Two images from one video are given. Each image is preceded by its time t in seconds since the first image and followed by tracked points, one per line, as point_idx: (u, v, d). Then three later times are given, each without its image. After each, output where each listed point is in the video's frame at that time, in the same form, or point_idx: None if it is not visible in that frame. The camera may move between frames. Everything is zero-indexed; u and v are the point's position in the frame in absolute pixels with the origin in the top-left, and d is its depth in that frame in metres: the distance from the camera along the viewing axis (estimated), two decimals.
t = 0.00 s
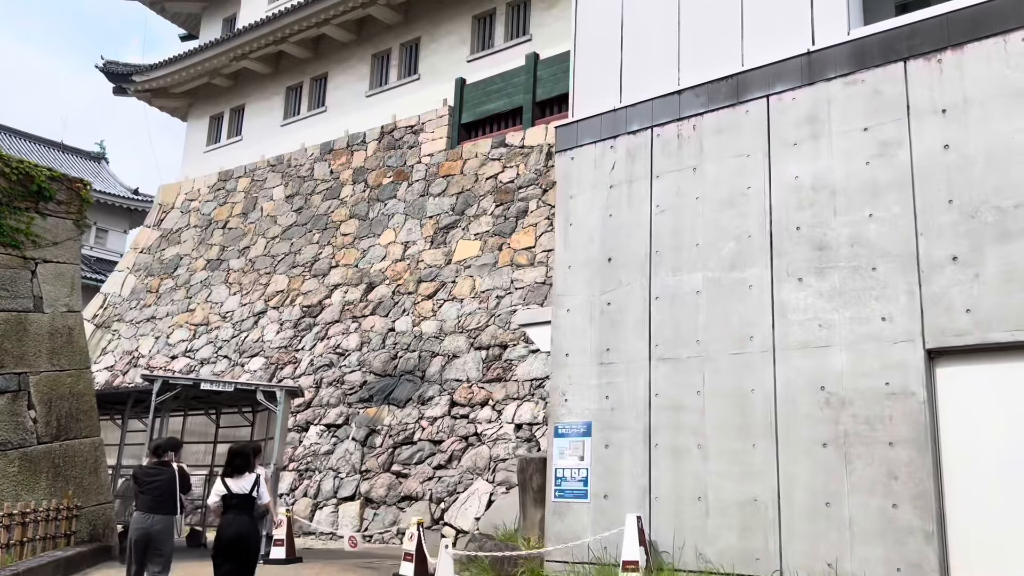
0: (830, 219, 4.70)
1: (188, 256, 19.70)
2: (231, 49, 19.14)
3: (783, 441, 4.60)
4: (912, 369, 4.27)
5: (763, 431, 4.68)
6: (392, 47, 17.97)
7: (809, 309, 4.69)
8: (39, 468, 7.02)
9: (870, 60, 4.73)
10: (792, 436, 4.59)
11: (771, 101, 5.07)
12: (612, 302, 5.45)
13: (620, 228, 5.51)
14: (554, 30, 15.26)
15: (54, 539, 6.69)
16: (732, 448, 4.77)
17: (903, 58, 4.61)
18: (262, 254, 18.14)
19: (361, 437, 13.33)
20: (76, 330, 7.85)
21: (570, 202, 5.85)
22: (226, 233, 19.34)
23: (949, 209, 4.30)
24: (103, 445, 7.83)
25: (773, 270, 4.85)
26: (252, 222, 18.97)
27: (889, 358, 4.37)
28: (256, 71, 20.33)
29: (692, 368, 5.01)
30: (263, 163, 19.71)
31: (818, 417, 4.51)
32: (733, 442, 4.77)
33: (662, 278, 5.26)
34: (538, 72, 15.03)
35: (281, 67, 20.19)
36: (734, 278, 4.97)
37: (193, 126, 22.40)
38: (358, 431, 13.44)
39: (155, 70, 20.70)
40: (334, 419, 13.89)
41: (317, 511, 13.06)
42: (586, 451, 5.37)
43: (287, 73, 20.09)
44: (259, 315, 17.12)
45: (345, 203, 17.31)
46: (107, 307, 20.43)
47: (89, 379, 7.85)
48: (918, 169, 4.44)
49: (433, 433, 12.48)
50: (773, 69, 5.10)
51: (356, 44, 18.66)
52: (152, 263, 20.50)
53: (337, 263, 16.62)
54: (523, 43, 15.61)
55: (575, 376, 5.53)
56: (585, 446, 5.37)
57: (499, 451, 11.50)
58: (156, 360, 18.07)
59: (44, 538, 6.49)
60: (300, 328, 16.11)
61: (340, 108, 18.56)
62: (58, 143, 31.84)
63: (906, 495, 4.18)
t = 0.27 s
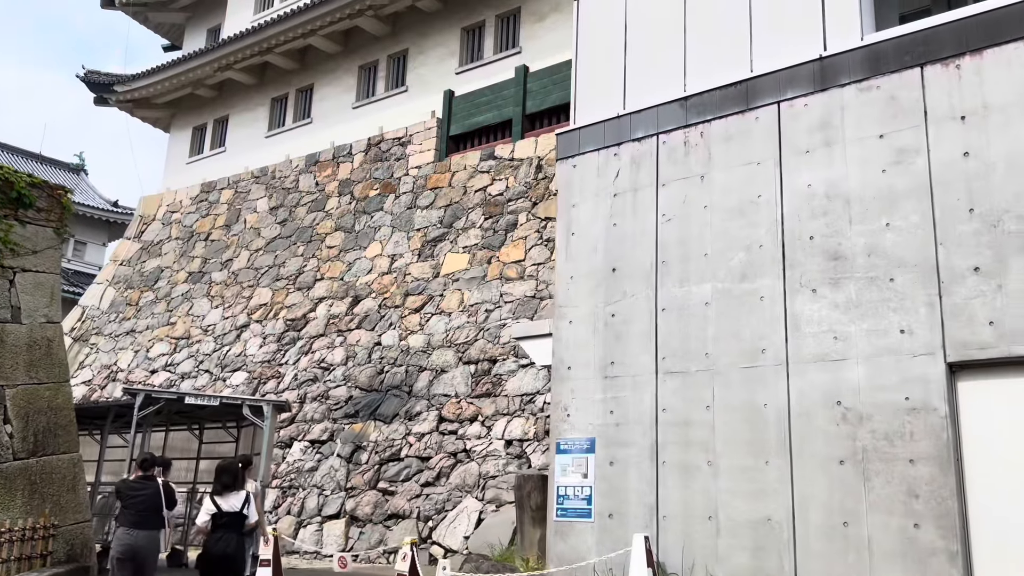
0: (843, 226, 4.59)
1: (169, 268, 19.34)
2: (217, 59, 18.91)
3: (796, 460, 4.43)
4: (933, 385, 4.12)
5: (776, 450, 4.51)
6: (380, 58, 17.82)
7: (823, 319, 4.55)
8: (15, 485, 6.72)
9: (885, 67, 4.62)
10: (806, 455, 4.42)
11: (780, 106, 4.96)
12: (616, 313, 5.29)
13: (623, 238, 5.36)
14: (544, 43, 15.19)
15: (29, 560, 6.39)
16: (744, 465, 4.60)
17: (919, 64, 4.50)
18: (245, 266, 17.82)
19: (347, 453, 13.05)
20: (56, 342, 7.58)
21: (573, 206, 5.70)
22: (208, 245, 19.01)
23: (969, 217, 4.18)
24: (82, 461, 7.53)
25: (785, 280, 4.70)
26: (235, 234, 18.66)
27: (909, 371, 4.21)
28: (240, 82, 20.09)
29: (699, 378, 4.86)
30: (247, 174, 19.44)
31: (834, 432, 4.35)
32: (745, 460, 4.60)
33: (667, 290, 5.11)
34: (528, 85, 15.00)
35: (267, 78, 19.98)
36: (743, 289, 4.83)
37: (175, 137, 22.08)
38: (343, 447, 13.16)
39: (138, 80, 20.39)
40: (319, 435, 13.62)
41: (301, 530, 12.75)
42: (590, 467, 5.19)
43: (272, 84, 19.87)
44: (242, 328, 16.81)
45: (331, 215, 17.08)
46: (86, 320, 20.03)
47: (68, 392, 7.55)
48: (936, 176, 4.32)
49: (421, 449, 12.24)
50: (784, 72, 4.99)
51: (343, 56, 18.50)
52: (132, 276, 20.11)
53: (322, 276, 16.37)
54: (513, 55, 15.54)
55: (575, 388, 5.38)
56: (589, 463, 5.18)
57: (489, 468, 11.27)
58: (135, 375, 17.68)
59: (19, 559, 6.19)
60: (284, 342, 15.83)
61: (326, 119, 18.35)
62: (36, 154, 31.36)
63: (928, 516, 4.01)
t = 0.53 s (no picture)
0: (865, 257, 5.02)
1: (152, 281, 19.00)
2: (202, 69, 18.65)
3: (816, 477, 4.87)
4: (959, 402, 4.51)
5: (795, 471, 4.96)
6: (369, 69, 17.64)
7: (843, 334, 5.02)
8: None
9: (904, 72, 5.12)
10: (826, 474, 4.85)
11: (796, 113, 5.53)
12: (624, 325, 5.92)
13: (631, 251, 6.01)
14: (535, 55, 15.09)
15: None
16: (761, 485, 5.07)
17: (942, 69, 4.97)
18: (230, 279, 17.51)
19: (334, 470, 12.76)
20: (38, 356, 7.23)
21: (581, 222, 6.40)
22: (192, 257, 18.68)
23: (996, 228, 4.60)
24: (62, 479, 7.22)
25: (803, 293, 5.23)
26: (220, 247, 18.34)
27: (935, 387, 4.60)
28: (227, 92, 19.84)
29: (716, 399, 5.38)
30: (233, 186, 19.12)
31: (855, 449, 4.77)
32: (764, 479, 5.07)
33: (678, 301, 5.73)
34: (519, 97, 14.91)
35: (254, 89, 19.75)
36: (765, 307, 5.33)
37: (160, 149, 21.76)
38: (330, 464, 12.87)
39: (122, 90, 20.10)
40: (305, 452, 13.32)
41: (287, 549, 12.44)
42: (597, 486, 5.77)
43: (259, 96, 19.64)
44: (226, 342, 16.49)
45: (318, 228, 16.83)
46: (66, 334, 19.63)
47: (48, 408, 7.22)
48: (962, 187, 4.77)
49: (410, 466, 11.98)
50: (804, 79, 5.53)
51: (332, 67, 18.30)
52: (114, 289, 19.74)
53: (308, 289, 16.10)
54: (504, 68, 15.42)
55: (588, 388, 5.98)
56: (597, 481, 5.75)
57: (480, 486, 11.04)
58: (116, 390, 17.29)
59: None
60: (269, 357, 15.53)
61: (314, 131, 18.14)
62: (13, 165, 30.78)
63: (956, 537, 4.36)
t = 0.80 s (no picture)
0: (895, 274, 5.15)
1: (140, 291, 18.70)
2: (192, 78, 18.42)
3: (844, 490, 5.00)
4: (994, 414, 4.63)
5: (822, 484, 5.08)
6: (362, 79, 17.49)
7: (871, 343, 5.16)
8: None
9: (931, 73, 5.31)
10: (855, 487, 4.97)
11: (819, 116, 5.71)
12: (639, 332, 6.08)
13: (645, 256, 6.20)
14: (531, 66, 14.98)
15: None
16: (786, 499, 5.18)
17: (971, 69, 5.16)
18: (219, 290, 17.25)
19: (326, 484, 12.51)
20: (25, 366, 6.95)
21: (593, 229, 6.59)
22: (180, 268, 18.40)
23: None
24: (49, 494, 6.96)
25: (827, 301, 5.38)
26: (209, 257, 18.07)
27: (968, 398, 4.74)
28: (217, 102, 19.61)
29: (738, 411, 5.50)
30: (222, 196, 18.86)
31: (887, 462, 4.89)
32: (789, 493, 5.18)
33: (696, 308, 5.88)
34: (515, 107, 14.81)
35: (245, 98, 19.53)
36: (789, 316, 5.48)
37: (147, 159, 21.47)
38: (322, 478, 12.61)
39: (111, 99, 19.83)
40: (296, 465, 13.07)
41: (278, 564, 12.17)
42: (612, 500, 5.87)
43: (250, 105, 19.42)
44: (215, 354, 16.20)
45: (310, 238, 16.61)
46: (50, 345, 19.26)
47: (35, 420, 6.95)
48: (994, 193, 4.92)
49: (404, 480, 11.75)
50: (829, 81, 5.72)
51: (324, 76, 18.13)
52: (100, 299, 19.40)
53: (299, 300, 15.86)
54: (499, 78, 15.31)
55: (602, 393, 6.15)
56: (612, 494, 5.86)
57: (477, 501, 10.84)
58: (101, 402, 16.95)
59: None
60: (259, 368, 15.26)
61: (306, 141, 17.95)
62: None
63: (995, 555, 4.46)
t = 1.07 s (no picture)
0: (930, 283, 5.04)
1: (131, 301, 18.43)
2: (185, 87, 18.21)
3: (880, 507, 4.88)
4: None
5: (856, 501, 4.96)
6: (358, 88, 17.33)
7: (906, 353, 5.05)
8: None
9: (967, 75, 5.22)
10: (892, 504, 4.85)
11: (848, 119, 5.62)
12: (661, 342, 5.99)
13: (666, 264, 6.12)
14: (529, 75, 14.87)
15: None
16: (819, 516, 5.07)
17: (1009, 71, 5.06)
18: (212, 300, 16.99)
19: (322, 498, 12.29)
20: (17, 376, 6.71)
21: (611, 236, 6.50)
22: (172, 278, 18.13)
23: None
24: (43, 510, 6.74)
25: (859, 310, 5.27)
26: (201, 267, 17.81)
27: (1010, 411, 4.62)
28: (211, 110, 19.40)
29: (767, 425, 5.40)
30: (215, 205, 18.59)
31: (926, 477, 4.77)
32: (821, 510, 5.07)
33: (721, 318, 5.79)
34: (513, 117, 14.69)
35: (239, 106, 19.32)
36: (819, 327, 5.37)
37: (139, 167, 21.19)
38: (318, 492, 12.38)
39: (102, 107, 19.59)
40: (291, 479, 12.84)
41: None
42: (633, 517, 5.76)
43: (244, 114, 19.21)
44: (208, 365, 15.95)
45: (305, 248, 16.40)
46: (38, 356, 18.95)
47: (28, 433, 6.71)
48: None
49: (403, 494, 11.53)
50: (858, 84, 5.64)
51: (320, 85, 17.96)
52: (90, 310, 19.11)
53: (293, 311, 15.63)
54: (497, 87, 15.19)
55: (621, 403, 6.05)
56: (633, 510, 5.76)
57: (478, 516, 10.64)
58: (90, 414, 16.66)
59: None
60: (252, 380, 15.02)
61: (300, 150, 17.74)
62: None
63: None
